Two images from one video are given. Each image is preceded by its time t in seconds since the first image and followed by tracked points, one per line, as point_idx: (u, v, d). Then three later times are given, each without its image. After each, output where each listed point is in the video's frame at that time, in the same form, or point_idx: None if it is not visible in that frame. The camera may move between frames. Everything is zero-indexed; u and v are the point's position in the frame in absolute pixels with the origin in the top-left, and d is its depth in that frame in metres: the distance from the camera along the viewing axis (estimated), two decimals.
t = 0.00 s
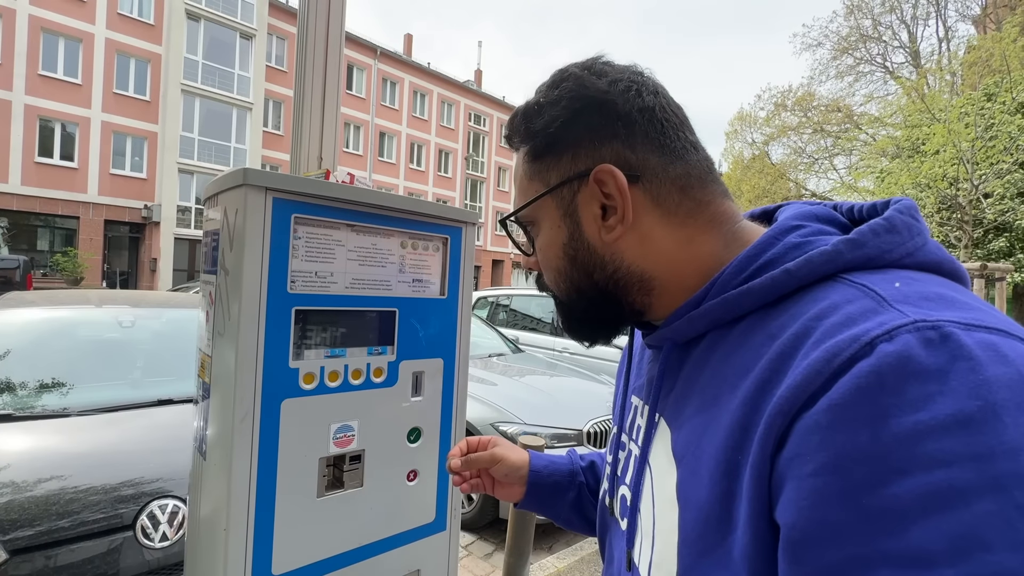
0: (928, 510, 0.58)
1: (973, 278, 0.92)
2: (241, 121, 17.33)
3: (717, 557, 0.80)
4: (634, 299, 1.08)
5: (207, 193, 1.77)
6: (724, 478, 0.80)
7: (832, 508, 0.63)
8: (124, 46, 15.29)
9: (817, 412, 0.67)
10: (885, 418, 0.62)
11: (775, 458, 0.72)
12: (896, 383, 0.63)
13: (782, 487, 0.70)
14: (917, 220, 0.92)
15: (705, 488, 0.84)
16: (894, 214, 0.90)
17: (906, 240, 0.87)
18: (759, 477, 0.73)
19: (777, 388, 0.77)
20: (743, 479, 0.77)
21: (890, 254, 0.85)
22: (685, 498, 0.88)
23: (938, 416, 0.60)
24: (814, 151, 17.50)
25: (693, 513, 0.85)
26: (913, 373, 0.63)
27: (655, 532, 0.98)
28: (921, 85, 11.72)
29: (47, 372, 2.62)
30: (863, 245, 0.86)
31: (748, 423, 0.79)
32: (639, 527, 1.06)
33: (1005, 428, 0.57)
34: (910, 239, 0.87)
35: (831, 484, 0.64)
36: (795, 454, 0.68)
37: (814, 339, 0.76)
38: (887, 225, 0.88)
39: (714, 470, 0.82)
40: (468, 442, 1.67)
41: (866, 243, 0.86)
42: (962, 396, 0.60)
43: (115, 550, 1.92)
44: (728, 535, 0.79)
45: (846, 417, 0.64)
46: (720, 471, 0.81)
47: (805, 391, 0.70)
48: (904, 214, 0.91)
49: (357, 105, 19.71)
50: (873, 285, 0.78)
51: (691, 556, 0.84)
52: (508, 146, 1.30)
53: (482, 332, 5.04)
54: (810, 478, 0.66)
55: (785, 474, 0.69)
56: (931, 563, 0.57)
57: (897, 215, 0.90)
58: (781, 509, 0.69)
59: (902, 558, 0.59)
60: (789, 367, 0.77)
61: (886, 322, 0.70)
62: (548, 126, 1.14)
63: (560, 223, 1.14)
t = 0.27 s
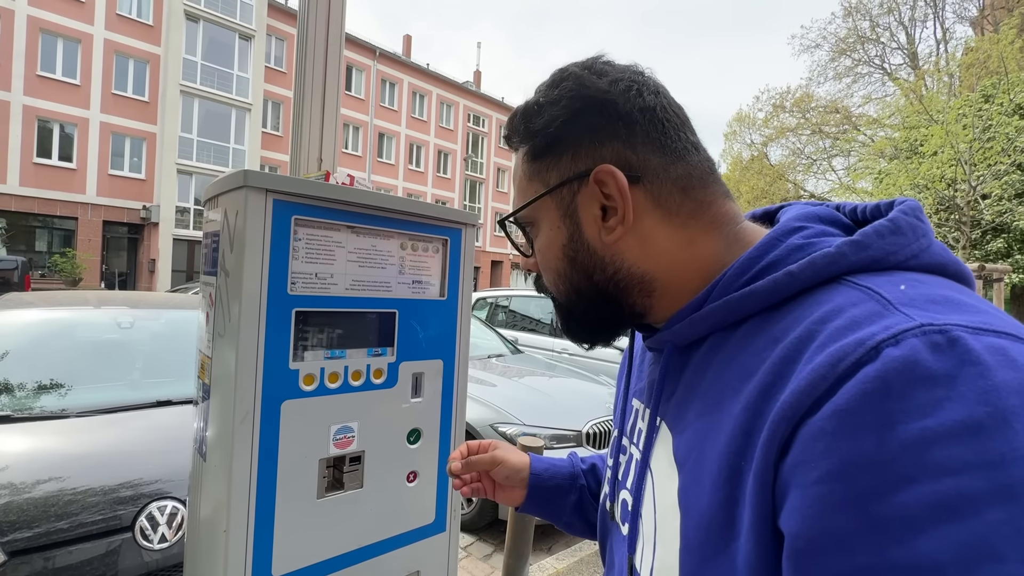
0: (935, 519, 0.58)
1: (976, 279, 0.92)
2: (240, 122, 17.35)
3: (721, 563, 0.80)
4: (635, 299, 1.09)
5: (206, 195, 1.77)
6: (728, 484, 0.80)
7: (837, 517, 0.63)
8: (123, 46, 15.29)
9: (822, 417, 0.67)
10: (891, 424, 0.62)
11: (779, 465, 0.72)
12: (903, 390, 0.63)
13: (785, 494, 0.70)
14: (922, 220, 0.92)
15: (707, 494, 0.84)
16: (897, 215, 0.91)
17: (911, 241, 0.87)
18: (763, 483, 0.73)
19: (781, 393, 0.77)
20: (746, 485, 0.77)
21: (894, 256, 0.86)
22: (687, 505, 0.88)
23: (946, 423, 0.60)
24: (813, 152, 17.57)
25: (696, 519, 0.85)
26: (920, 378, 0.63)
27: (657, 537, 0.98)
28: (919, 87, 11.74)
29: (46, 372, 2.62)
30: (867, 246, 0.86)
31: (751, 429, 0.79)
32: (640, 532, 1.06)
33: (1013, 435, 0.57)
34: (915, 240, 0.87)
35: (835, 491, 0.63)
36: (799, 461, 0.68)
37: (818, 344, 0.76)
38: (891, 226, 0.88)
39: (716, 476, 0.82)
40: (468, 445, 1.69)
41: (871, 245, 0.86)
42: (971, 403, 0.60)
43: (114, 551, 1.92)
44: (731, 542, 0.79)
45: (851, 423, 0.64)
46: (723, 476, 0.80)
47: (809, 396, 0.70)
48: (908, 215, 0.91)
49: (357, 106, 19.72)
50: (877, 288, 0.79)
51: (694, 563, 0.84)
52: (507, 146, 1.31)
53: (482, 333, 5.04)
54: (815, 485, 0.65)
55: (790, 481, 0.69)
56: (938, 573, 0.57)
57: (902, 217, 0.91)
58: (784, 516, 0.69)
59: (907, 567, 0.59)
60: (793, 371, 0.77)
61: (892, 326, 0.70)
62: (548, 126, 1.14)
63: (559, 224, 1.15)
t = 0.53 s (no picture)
0: (940, 526, 0.58)
1: (977, 280, 0.92)
2: (239, 123, 17.36)
3: (722, 568, 0.80)
4: (630, 303, 1.09)
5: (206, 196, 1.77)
6: (728, 489, 0.80)
7: (839, 523, 0.63)
8: (122, 47, 15.30)
9: (825, 423, 0.67)
10: (893, 430, 0.63)
11: (780, 470, 0.72)
12: (905, 395, 0.63)
13: (787, 499, 0.70)
14: (922, 222, 0.93)
15: (708, 499, 0.84)
16: (897, 216, 0.91)
17: (911, 243, 0.87)
18: (765, 488, 0.73)
19: (782, 397, 0.77)
20: (748, 491, 0.77)
21: (895, 258, 0.86)
22: (688, 509, 0.88)
23: (948, 428, 0.60)
24: (811, 153, 17.63)
25: (696, 523, 0.86)
26: (923, 383, 0.63)
27: (657, 542, 0.98)
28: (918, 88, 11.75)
29: (45, 374, 2.62)
30: (867, 249, 0.87)
31: (752, 433, 0.79)
32: (640, 536, 1.07)
33: (1016, 441, 0.57)
34: (914, 242, 0.88)
35: (837, 497, 0.64)
36: (802, 466, 0.68)
37: (819, 347, 0.76)
38: (891, 228, 0.88)
39: (717, 480, 0.83)
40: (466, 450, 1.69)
41: (870, 247, 0.87)
42: (975, 408, 0.60)
43: (113, 553, 1.92)
44: (733, 547, 0.79)
45: (852, 428, 0.65)
46: (723, 481, 0.81)
47: (810, 400, 0.70)
48: (907, 217, 0.91)
49: (356, 107, 19.74)
50: (878, 291, 0.79)
51: (696, 567, 0.84)
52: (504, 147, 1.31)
53: (481, 334, 5.05)
54: (817, 492, 0.66)
55: (792, 487, 0.69)
56: None
57: (901, 218, 0.91)
58: (788, 523, 0.69)
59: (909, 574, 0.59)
60: (793, 374, 0.78)
61: (894, 330, 0.70)
62: (543, 128, 1.15)
63: (556, 226, 1.15)
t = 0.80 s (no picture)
0: (945, 528, 0.58)
1: (977, 280, 0.93)
2: (239, 124, 17.36)
3: (725, 569, 0.80)
4: (630, 304, 1.09)
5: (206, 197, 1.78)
6: (728, 491, 0.81)
7: (841, 525, 0.64)
8: (122, 48, 15.30)
9: (826, 424, 0.67)
10: (896, 431, 0.63)
11: (782, 471, 0.72)
12: (906, 396, 0.63)
13: (790, 500, 0.70)
14: (922, 222, 0.93)
15: (709, 500, 0.84)
16: (897, 216, 0.91)
17: (912, 243, 0.87)
18: (766, 490, 0.73)
19: (783, 398, 0.77)
20: (749, 492, 0.77)
21: (896, 258, 0.86)
22: (689, 510, 0.88)
23: (951, 430, 0.60)
24: (811, 154, 17.65)
25: (697, 524, 0.86)
26: (925, 385, 0.63)
27: (658, 543, 0.98)
28: (917, 89, 11.75)
29: (44, 375, 2.61)
30: (869, 249, 0.87)
31: (752, 435, 0.79)
32: (642, 538, 1.06)
33: (1020, 442, 0.57)
34: (916, 242, 0.88)
35: (838, 499, 0.64)
36: (803, 468, 0.68)
37: (821, 348, 0.76)
38: (892, 228, 0.88)
39: (719, 481, 0.82)
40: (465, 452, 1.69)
41: (872, 248, 0.87)
42: (979, 409, 0.60)
43: (112, 554, 1.92)
44: (734, 549, 0.80)
45: (855, 430, 0.65)
46: (725, 482, 0.81)
47: (813, 402, 0.70)
48: (910, 217, 0.91)
49: (356, 108, 19.74)
50: (880, 291, 0.79)
51: (698, 569, 0.84)
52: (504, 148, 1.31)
53: (481, 335, 5.05)
54: (820, 493, 0.66)
55: (793, 489, 0.69)
56: None
57: (902, 218, 0.91)
58: (789, 525, 0.69)
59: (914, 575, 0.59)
60: (795, 375, 0.78)
61: (895, 330, 0.70)
62: (543, 129, 1.15)
63: (556, 227, 1.15)
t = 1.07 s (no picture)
0: (944, 530, 0.58)
1: (979, 280, 0.93)
2: (239, 125, 17.39)
3: (725, 570, 0.80)
4: (632, 304, 1.09)
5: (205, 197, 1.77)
6: (731, 491, 0.80)
7: (843, 526, 0.63)
8: (122, 49, 15.31)
9: (828, 424, 0.67)
10: (899, 432, 0.62)
11: (783, 472, 0.72)
12: (911, 396, 0.63)
13: (790, 501, 0.70)
14: (926, 222, 0.92)
15: (708, 501, 0.84)
16: (901, 216, 0.91)
17: (916, 244, 0.87)
18: (767, 490, 0.73)
19: (786, 398, 0.77)
20: (750, 493, 0.77)
21: (898, 258, 0.86)
22: (689, 511, 0.88)
23: (956, 430, 0.60)
24: (810, 154, 17.65)
25: (696, 524, 0.85)
26: (928, 384, 0.63)
27: (658, 544, 0.98)
28: (916, 90, 11.76)
29: (43, 376, 2.61)
30: (871, 249, 0.86)
31: (754, 435, 0.79)
32: (642, 538, 1.06)
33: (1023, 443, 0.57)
34: (920, 242, 0.87)
35: (843, 500, 0.63)
36: (804, 467, 0.68)
37: (824, 347, 0.76)
38: (895, 228, 0.88)
39: (720, 481, 0.82)
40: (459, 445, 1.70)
41: (874, 247, 0.86)
42: (982, 408, 0.60)
43: (111, 555, 1.92)
44: (734, 549, 0.79)
45: (858, 430, 0.64)
46: (726, 482, 0.81)
47: (814, 401, 0.70)
48: (912, 217, 0.91)
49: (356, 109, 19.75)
50: (883, 291, 0.79)
51: (698, 570, 0.84)
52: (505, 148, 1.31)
53: (480, 335, 5.05)
54: (820, 493, 0.65)
55: (795, 489, 0.69)
56: None
57: (906, 218, 0.90)
58: (789, 525, 0.69)
59: None
60: (797, 375, 0.78)
61: (899, 330, 0.70)
62: (544, 129, 1.15)
63: (557, 227, 1.15)
